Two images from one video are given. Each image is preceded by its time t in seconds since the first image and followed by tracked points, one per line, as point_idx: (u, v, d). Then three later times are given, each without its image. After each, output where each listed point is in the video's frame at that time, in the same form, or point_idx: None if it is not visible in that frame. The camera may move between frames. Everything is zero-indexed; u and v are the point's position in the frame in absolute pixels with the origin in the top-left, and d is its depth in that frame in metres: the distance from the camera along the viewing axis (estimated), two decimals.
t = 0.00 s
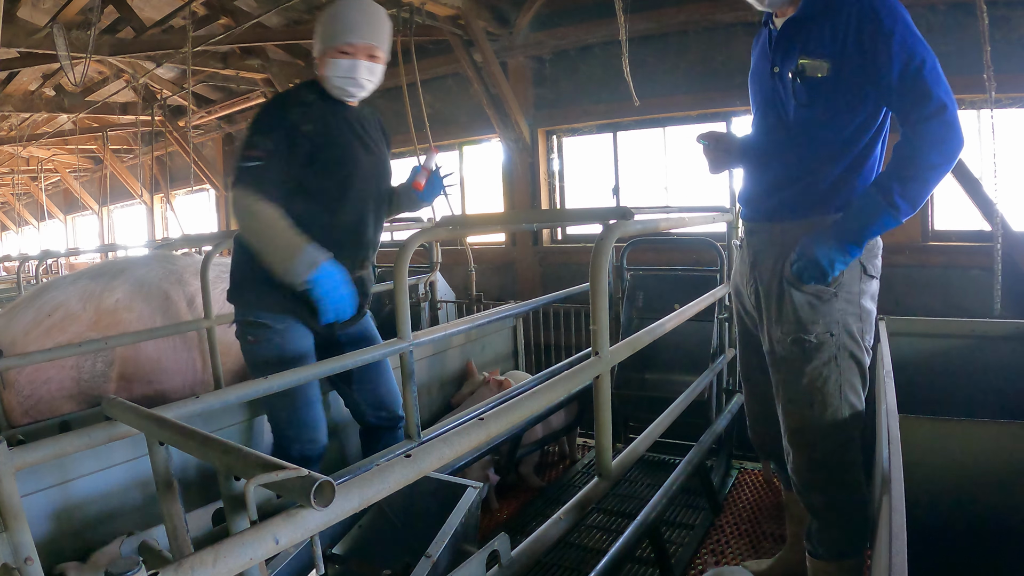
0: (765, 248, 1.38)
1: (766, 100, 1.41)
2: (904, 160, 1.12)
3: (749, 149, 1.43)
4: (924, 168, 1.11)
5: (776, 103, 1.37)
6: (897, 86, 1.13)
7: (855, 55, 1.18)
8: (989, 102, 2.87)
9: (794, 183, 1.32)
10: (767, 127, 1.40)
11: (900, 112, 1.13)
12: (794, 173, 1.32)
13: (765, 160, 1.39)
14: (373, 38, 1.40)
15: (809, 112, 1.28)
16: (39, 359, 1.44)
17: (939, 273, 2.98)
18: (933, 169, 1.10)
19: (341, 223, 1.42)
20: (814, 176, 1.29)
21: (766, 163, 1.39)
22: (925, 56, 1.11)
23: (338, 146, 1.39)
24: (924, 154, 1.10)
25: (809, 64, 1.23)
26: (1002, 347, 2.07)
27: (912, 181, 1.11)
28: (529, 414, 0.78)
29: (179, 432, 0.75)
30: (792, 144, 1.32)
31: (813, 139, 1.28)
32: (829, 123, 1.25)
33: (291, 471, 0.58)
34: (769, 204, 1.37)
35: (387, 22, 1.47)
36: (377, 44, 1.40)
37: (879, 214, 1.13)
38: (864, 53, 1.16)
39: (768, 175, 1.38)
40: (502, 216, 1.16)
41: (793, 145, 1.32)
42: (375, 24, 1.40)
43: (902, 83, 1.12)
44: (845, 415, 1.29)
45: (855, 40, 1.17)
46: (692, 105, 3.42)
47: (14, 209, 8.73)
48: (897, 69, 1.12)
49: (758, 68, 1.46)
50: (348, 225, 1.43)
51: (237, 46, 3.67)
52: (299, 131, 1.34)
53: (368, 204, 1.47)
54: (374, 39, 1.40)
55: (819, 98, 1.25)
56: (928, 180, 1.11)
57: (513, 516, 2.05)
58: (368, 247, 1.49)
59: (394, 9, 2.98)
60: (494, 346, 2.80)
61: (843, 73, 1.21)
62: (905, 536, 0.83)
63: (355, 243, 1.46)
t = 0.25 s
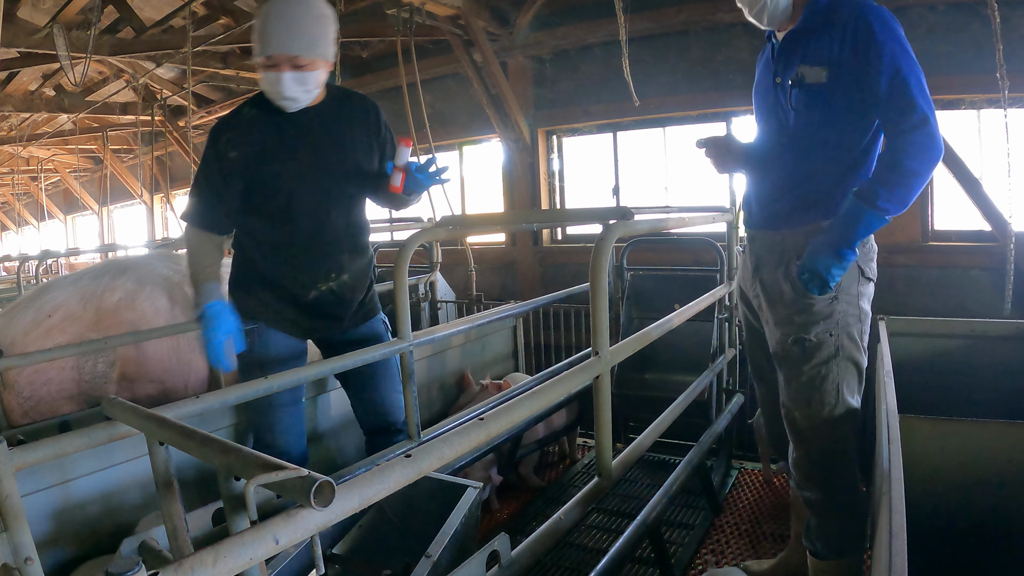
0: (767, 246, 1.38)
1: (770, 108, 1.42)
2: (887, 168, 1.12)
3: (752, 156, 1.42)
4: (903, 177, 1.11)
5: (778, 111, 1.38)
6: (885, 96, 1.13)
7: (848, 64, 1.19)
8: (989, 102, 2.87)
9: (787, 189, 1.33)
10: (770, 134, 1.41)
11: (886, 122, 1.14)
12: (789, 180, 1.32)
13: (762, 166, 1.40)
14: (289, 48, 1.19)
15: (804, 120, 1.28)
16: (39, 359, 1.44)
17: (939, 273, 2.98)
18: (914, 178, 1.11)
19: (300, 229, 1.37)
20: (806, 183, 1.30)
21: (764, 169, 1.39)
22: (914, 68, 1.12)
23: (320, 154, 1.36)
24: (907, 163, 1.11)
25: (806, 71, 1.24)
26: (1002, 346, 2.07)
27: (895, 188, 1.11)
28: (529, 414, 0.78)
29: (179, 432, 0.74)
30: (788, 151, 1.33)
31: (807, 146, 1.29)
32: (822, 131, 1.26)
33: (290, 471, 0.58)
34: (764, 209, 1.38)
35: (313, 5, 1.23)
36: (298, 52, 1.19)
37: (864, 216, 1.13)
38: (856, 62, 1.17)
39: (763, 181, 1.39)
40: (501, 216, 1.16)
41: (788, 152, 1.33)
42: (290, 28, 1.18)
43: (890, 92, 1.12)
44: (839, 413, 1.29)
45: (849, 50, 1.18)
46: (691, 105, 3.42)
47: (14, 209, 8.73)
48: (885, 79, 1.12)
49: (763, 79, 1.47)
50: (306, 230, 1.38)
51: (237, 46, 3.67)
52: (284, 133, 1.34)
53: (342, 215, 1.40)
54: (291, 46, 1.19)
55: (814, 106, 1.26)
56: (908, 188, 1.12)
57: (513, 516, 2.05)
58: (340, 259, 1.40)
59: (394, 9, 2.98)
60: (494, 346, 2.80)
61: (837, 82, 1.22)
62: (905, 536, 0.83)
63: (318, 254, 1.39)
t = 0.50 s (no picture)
0: (769, 242, 1.38)
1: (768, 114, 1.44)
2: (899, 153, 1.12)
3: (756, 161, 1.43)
4: (919, 159, 1.11)
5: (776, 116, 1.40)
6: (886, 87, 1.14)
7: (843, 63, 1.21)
8: (989, 102, 2.86)
9: (795, 190, 1.33)
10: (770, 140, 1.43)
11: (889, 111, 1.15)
12: (795, 181, 1.33)
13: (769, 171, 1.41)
14: (252, 58, 1.20)
15: (805, 120, 1.29)
16: (39, 359, 1.44)
17: (939, 273, 2.98)
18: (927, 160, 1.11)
19: (289, 234, 1.37)
20: (814, 182, 1.30)
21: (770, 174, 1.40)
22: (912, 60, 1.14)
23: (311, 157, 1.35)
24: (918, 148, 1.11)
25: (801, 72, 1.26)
26: (1002, 346, 2.07)
27: (908, 173, 1.11)
28: (529, 414, 0.78)
29: (179, 433, 0.74)
30: (791, 152, 1.33)
31: (810, 145, 1.30)
32: (824, 129, 1.27)
33: (289, 471, 0.58)
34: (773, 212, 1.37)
35: (274, 8, 1.22)
36: (262, 61, 1.20)
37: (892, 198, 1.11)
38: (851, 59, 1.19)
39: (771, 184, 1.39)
40: (501, 216, 1.16)
41: (792, 153, 1.33)
42: (251, 37, 1.19)
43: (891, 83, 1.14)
44: (834, 410, 1.28)
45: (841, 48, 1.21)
46: (691, 105, 3.41)
47: (14, 209, 8.74)
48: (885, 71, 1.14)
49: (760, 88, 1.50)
50: (296, 233, 1.37)
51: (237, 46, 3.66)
52: (277, 135, 1.34)
53: (334, 220, 1.38)
54: (254, 56, 1.20)
55: (812, 106, 1.27)
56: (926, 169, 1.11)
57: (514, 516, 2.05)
58: (332, 263, 1.39)
59: (394, 9, 2.98)
60: (494, 346, 2.80)
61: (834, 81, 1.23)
62: (906, 535, 0.83)
63: (308, 259, 1.38)
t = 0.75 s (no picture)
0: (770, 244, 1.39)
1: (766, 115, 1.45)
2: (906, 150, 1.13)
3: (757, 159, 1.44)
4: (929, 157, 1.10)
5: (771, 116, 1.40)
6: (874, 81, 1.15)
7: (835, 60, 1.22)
8: (989, 102, 2.86)
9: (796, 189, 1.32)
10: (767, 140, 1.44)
11: (879, 109, 1.16)
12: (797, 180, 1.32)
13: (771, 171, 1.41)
14: (261, 55, 1.21)
15: (800, 118, 1.30)
16: (39, 359, 1.44)
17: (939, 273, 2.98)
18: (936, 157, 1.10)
19: (294, 235, 1.37)
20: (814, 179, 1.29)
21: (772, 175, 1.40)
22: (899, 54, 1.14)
23: (317, 158, 1.35)
24: (921, 142, 1.10)
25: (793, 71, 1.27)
26: (1002, 346, 2.07)
27: (934, 172, 1.11)
28: (529, 414, 0.78)
29: (179, 433, 0.74)
30: (791, 151, 1.33)
31: (808, 144, 1.30)
32: (819, 126, 1.27)
33: (290, 471, 0.58)
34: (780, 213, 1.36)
35: (286, 6, 1.23)
36: (270, 58, 1.21)
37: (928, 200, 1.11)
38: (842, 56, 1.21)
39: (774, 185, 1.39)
40: (501, 216, 1.16)
41: (792, 152, 1.33)
42: (261, 33, 1.20)
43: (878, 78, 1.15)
44: (834, 409, 1.28)
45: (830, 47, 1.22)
46: (691, 105, 3.42)
47: (14, 209, 8.74)
48: (874, 68, 1.15)
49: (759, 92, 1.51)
50: (296, 234, 1.37)
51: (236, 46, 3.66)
52: (284, 137, 1.35)
53: (337, 221, 1.38)
54: (262, 53, 1.21)
55: (806, 104, 1.28)
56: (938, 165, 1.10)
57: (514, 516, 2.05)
58: (335, 264, 1.39)
59: (394, 9, 2.98)
60: (494, 346, 2.80)
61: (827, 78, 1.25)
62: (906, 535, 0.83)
63: (311, 260, 1.38)
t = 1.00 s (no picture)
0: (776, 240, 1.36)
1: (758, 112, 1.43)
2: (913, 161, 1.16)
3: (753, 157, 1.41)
4: (935, 171, 1.14)
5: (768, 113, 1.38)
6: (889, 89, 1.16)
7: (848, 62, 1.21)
8: (989, 102, 2.87)
9: (799, 189, 1.31)
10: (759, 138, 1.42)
11: (890, 114, 1.17)
12: (801, 180, 1.31)
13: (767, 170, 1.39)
14: (271, 55, 1.21)
15: (806, 117, 1.28)
16: (39, 359, 1.44)
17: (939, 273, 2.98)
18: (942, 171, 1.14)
19: (297, 236, 1.37)
20: (816, 180, 1.28)
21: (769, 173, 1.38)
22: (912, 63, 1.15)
23: (319, 160, 1.35)
24: (928, 155, 1.14)
25: (808, 69, 1.25)
26: (1002, 346, 2.07)
27: (936, 180, 1.15)
28: (529, 414, 0.78)
29: (180, 433, 0.74)
30: (793, 152, 1.32)
31: (813, 144, 1.28)
32: (826, 126, 1.26)
33: (290, 471, 0.58)
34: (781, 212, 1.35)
35: (296, 9, 1.24)
36: (279, 58, 1.22)
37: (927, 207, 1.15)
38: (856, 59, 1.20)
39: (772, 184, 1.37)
40: (501, 216, 1.16)
41: (795, 152, 1.32)
42: (272, 34, 1.20)
43: (894, 86, 1.15)
44: (839, 411, 1.25)
45: (845, 48, 1.21)
46: (691, 105, 3.42)
47: (14, 209, 8.74)
48: (890, 74, 1.15)
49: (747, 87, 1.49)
50: (296, 234, 1.37)
51: (236, 46, 3.66)
52: (287, 137, 1.35)
53: (340, 222, 1.38)
54: (273, 53, 1.21)
55: (817, 104, 1.26)
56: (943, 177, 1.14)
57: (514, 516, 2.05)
58: (336, 266, 1.39)
59: (394, 9, 2.98)
60: (494, 346, 2.80)
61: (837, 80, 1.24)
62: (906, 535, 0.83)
63: (310, 261, 1.38)
